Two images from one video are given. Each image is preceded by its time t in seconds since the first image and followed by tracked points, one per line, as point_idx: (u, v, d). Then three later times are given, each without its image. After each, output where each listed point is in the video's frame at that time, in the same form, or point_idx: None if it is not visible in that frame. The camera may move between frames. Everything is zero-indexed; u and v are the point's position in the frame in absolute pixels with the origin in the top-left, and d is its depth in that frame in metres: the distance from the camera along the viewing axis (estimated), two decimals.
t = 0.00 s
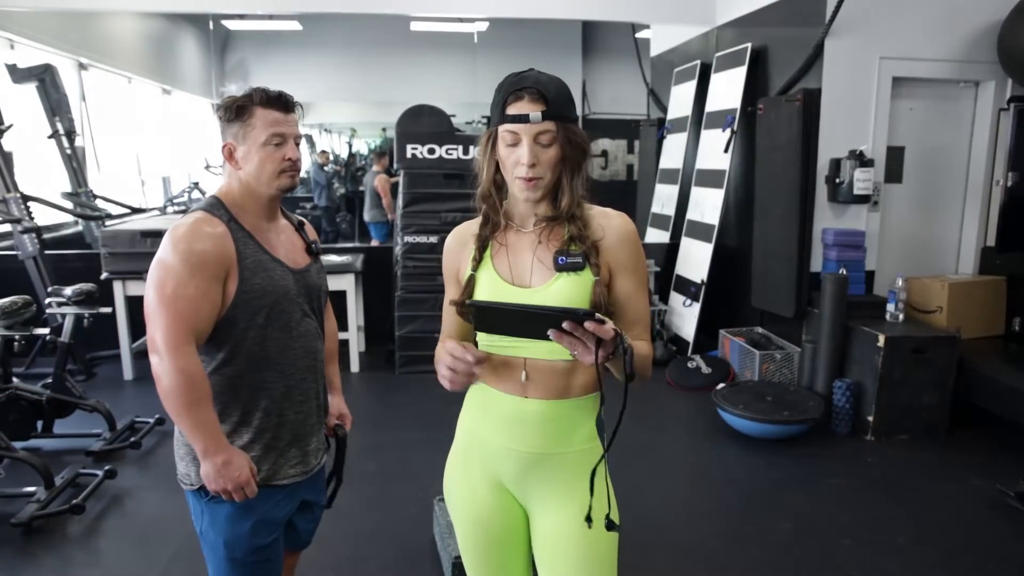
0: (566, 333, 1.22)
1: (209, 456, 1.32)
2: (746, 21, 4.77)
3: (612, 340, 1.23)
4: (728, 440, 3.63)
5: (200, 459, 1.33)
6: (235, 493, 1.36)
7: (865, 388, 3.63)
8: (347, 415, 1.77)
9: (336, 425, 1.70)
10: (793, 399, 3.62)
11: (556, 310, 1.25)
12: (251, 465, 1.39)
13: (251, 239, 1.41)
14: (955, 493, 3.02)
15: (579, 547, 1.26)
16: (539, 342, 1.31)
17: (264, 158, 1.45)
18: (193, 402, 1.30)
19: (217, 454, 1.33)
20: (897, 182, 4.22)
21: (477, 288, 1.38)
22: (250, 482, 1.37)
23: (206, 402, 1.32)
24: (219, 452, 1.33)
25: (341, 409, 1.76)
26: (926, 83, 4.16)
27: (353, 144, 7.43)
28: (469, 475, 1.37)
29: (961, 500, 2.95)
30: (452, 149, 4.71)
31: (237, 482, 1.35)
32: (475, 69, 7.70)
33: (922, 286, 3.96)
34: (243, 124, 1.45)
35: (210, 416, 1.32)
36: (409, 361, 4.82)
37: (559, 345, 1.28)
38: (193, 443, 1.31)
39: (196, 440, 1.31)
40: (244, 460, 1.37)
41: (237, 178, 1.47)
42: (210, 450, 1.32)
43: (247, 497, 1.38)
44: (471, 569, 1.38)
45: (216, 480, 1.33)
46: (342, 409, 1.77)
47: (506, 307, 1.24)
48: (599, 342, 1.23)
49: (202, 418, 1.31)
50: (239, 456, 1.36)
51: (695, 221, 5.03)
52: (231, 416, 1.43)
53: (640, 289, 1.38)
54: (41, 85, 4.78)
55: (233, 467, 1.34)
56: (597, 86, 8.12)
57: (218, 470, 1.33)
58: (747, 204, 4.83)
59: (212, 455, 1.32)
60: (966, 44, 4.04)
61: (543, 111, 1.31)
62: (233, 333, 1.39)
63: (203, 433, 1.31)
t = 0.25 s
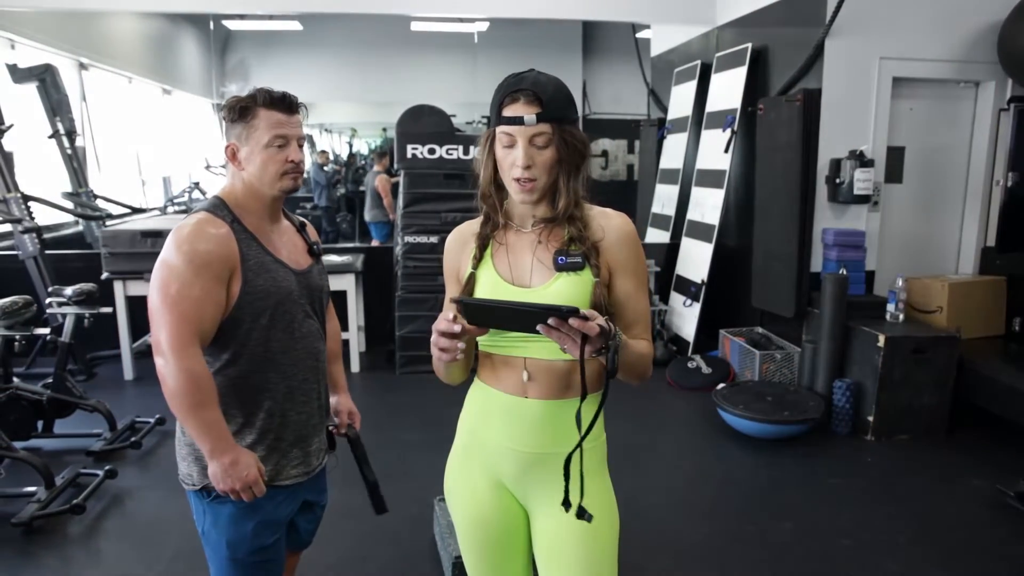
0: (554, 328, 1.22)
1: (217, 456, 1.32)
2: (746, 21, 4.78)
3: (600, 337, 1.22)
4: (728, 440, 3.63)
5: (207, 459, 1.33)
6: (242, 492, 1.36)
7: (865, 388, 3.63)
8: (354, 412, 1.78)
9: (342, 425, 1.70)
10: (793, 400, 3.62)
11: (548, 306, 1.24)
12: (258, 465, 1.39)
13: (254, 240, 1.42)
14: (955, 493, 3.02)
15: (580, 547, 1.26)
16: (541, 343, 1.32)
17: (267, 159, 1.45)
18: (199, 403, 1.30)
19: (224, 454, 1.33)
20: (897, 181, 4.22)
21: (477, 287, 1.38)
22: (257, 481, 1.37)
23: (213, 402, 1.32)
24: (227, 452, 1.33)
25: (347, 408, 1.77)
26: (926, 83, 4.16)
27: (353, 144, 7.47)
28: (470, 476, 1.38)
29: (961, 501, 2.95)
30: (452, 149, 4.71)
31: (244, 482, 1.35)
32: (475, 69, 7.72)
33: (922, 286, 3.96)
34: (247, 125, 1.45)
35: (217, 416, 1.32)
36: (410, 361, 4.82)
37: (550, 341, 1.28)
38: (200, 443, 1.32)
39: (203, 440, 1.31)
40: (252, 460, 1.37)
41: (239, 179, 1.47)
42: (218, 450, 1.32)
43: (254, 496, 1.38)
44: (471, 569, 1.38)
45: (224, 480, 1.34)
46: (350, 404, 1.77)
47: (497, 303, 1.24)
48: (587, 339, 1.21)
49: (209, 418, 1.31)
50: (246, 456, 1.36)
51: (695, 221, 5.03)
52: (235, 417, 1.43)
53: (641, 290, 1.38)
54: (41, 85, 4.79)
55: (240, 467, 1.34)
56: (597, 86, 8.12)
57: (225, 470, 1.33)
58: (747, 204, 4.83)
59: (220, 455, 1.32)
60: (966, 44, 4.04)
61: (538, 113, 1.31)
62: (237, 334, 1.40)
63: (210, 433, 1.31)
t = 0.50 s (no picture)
0: (551, 329, 1.22)
1: (215, 457, 1.32)
2: (746, 21, 4.78)
3: (597, 337, 1.22)
4: (729, 440, 3.63)
5: (205, 459, 1.34)
6: (240, 493, 1.36)
7: (865, 387, 3.63)
8: (356, 415, 1.78)
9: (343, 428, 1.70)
10: (794, 400, 3.62)
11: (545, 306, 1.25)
12: (256, 466, 1.39)
13: (256, 241, 1.42)
14: (956, 493, 3.02)
15: (581, 548, 1.26)
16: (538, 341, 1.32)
17: (270, 160, 1.45)
18: (199, 404, 1.30)
19: (222, 455, 1.33)
20: (897, 181, 4.22)
21: (476, 287, 1.38)
22: (255, 483, 1.37)
23: (212, 404, 1.32)
24: (225, 453, 1.33)
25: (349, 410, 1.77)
26: (927, 83, 4.16)
27: (353, 144, 7.48)
28: (470, 477, 1.38)
29: (962, 501, 2.95)
30: (453, 149, 4.71)
31: (243, 483, 1.35)
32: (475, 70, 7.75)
33: (922, 286, 3.96)
34: (252, 126, 1.46)
35: (216, 417, 1.33)
36: (410, 361, 4.82)
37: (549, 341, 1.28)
38: (198, 443, 1.32)
39: (201, 441, 1.32)
40: (250, 461, 1.37)
41: (243, 180, 1.48)
42: (216, 451, 1.32)
43: (252, 497, 1.38)
44: (473, 570, 1.39)
45: (222, 481, 1.34)
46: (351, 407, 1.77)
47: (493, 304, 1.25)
48: (583, 339, 1.22)
49: (208, 419, 1.31)
50: (245, 457, 1.37)
51: (696, 221, 5.03)
52: (236, 418, 1.43)
53: (641, 291, 1.38)
54: (43, 85, 4.79)
55: (238, 469, 1.35)
56: (597, 86, 8.11)
57: (223, 471, 1.33)
58: (747, 204, 4.83)
59: (218, 456, 1.33)
60: (966, 44, 4.05)
61: (535, 115, 1.31)
62: (239, 336, 1.40)
63: (208, 434, 1.32)
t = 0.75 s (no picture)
0: (548, 330, 1.22)
1: (212, 457, 1.33)
2: (747, 21, 4.78)
3: (593, 337, 1.22)
4: (730, 440, 3.63)
5: (203, 459, 1.34)
6: (236, 493, 1.36)
7: (866, 387, 3.63)
8: (354, 417, 1.79)
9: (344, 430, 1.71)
10: (794, 400, 3.62)
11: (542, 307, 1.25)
12: (253, 467, 1.39)
13: (256, 242, 1.42)
14: (957, 493, 3.02)
15: (582, 548, 1.26)
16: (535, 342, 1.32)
17: (273, 162, 1.45)
18: (197, 403, 1.31)
19: (218, 454, 1.33)
20: (898, 181, 4.22)
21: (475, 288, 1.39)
22: (251, 483, 1.37)
23: (210, 403, 1.33)
24: (222, 453, 1.33)
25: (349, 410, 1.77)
26: (927, 83, 4.16)
27: (354, 144, 7.50)
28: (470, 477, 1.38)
29: (963, 501, 2.95)
30: (454, 149, 4.71)
31: (239, 484, 1.35)
32: (475, 70, 7.78)
33: (923, 286, 3.96)
34: (256, 127, 1.46)
35: (213, 417, 1.33)
36: (411, 360, 4.82)
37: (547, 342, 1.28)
38: (195, 443, 1.32)
39: (199, 441, 1.32)
40: (247, 461, 1.37)
41: (247, 181, 1.48)
42: (213, 450, 1.33)
43: (249, 498, 1.38)
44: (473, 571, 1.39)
45: (218, 481, 1.34)
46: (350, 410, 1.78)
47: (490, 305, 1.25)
48: (579, 339, 1.22)
49: (205, 418, 1.32)
50: (242, 457, 1.37)
51: (697, 221, 5.03)
52: (237, 419, 1.43)
53: (640, 292, 1.38)
54: (44, 86, 4.80)
55: (234, 469, 1.35)
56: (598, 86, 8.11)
57: (219, 470, 1.33)
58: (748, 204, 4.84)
59: (213, 456, 1.33)
60: (967, 44, 4.05)
61: (530, 118, 1.31)
62: (240, 335, 1.40)
63: (205, 433, 1.32)
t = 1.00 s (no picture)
0: (542, 334, 1.23)
1: (211, 456, 1.33)
2: (747, 21, 4.78)
3: (588, 340, 1.22)
4: (731, 440, 3.63)
5: (203, 459, 1.34)
6: (235, 493, 1.36)
7: (867, 387, 3.63)
8: (358, 416, 1.79)
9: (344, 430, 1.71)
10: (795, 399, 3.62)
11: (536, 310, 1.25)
12: (252, 466, 1.40)
13: (257, 242, 1.42)
14: (957, 493, 3.02)
15: (583, 548, 1.27)
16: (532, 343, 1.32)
17: (273, 162, 1.45)
18: (196, 403, 1.31)
19: (217, 454, 1.33)
20: (899, 181, 4.21)
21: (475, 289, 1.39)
22: (250, 483, 1.38)
23: (210, 403, 1.33)
24: (221, 452, 1.34)
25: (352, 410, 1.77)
26: (929, 83, 4.16)
27: (355, 144, 7.51)
28: (470, 478, 1.38)
29: (964, 501, 2.95)
30: (454, 149, 4.72)
31: (238, 484, 1.36)
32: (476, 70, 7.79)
33: (924, 286, 3.95)
34: (258, 128, 1.46)
35: (213, 417, 1.33)
36: (412, 361, 4.83)
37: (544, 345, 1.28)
38: (195, 442, 1.32)
39: (199, 440, 1.32)
40: (246, 461, 1.37)
41: (248, 181, 1.48)
42: (212, 449, 1.33)
43: (248, 497, 1.38)
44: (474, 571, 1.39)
45: (218, 480, 1.34)
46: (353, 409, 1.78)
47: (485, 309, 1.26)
48: (574, 343, 1.22)
49: (205, 418, 1.32)
50: (241, 457, 1.37)
51: (698, 221, 5.04)
52: (237, 418, 1.44)
53: (639, 293, 1.38)
54: (45, 86, 4.80)
55: (233, 469, 1.35)
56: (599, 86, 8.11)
57: (218, 470, 1.34)
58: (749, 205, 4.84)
59: (213, 455, 1.33)
60: (968, 43, 4.04)
61: (528, 119, 1.31)
62: (240, 335, 1.40)
63: (204, 433, 1.32)
